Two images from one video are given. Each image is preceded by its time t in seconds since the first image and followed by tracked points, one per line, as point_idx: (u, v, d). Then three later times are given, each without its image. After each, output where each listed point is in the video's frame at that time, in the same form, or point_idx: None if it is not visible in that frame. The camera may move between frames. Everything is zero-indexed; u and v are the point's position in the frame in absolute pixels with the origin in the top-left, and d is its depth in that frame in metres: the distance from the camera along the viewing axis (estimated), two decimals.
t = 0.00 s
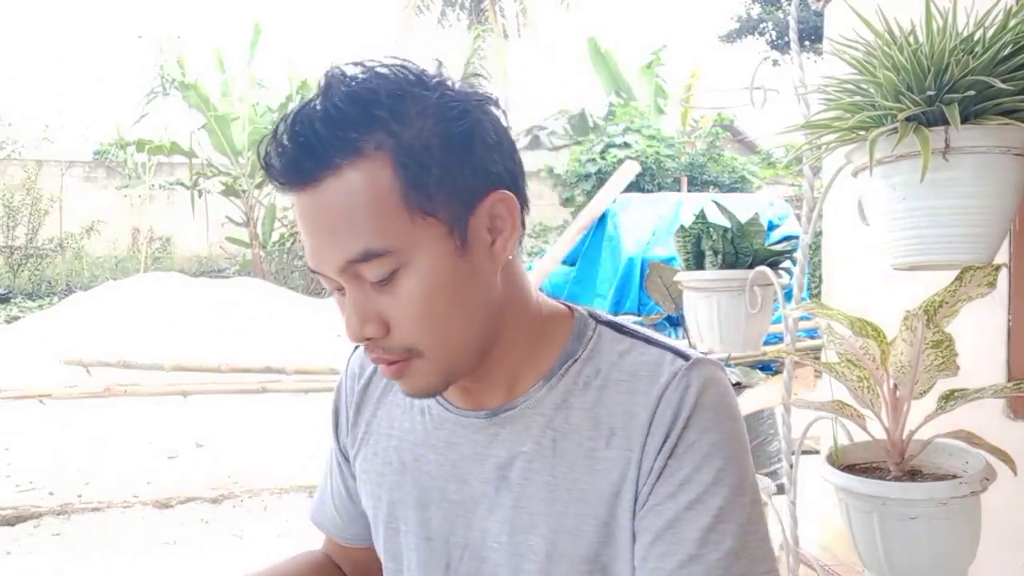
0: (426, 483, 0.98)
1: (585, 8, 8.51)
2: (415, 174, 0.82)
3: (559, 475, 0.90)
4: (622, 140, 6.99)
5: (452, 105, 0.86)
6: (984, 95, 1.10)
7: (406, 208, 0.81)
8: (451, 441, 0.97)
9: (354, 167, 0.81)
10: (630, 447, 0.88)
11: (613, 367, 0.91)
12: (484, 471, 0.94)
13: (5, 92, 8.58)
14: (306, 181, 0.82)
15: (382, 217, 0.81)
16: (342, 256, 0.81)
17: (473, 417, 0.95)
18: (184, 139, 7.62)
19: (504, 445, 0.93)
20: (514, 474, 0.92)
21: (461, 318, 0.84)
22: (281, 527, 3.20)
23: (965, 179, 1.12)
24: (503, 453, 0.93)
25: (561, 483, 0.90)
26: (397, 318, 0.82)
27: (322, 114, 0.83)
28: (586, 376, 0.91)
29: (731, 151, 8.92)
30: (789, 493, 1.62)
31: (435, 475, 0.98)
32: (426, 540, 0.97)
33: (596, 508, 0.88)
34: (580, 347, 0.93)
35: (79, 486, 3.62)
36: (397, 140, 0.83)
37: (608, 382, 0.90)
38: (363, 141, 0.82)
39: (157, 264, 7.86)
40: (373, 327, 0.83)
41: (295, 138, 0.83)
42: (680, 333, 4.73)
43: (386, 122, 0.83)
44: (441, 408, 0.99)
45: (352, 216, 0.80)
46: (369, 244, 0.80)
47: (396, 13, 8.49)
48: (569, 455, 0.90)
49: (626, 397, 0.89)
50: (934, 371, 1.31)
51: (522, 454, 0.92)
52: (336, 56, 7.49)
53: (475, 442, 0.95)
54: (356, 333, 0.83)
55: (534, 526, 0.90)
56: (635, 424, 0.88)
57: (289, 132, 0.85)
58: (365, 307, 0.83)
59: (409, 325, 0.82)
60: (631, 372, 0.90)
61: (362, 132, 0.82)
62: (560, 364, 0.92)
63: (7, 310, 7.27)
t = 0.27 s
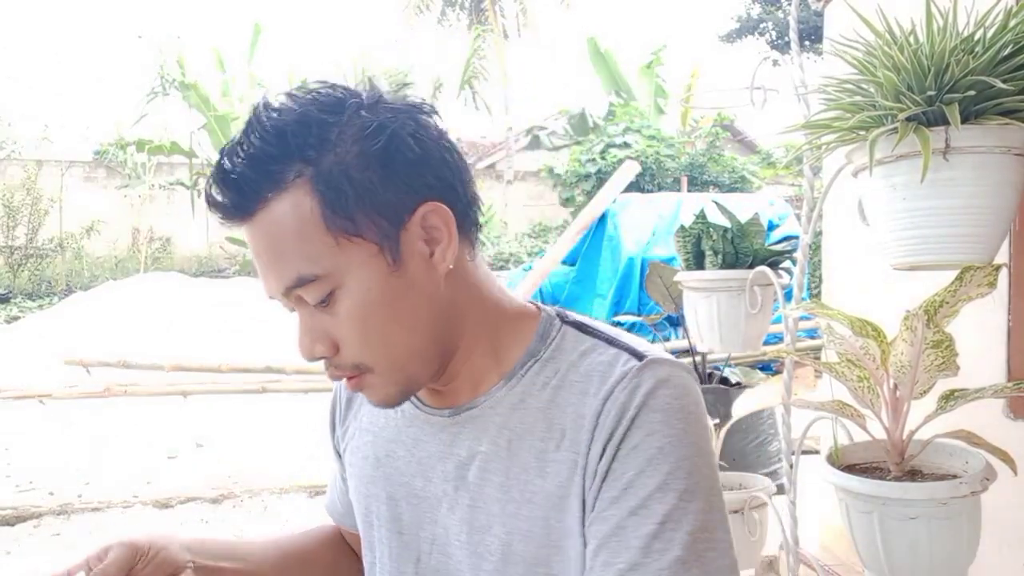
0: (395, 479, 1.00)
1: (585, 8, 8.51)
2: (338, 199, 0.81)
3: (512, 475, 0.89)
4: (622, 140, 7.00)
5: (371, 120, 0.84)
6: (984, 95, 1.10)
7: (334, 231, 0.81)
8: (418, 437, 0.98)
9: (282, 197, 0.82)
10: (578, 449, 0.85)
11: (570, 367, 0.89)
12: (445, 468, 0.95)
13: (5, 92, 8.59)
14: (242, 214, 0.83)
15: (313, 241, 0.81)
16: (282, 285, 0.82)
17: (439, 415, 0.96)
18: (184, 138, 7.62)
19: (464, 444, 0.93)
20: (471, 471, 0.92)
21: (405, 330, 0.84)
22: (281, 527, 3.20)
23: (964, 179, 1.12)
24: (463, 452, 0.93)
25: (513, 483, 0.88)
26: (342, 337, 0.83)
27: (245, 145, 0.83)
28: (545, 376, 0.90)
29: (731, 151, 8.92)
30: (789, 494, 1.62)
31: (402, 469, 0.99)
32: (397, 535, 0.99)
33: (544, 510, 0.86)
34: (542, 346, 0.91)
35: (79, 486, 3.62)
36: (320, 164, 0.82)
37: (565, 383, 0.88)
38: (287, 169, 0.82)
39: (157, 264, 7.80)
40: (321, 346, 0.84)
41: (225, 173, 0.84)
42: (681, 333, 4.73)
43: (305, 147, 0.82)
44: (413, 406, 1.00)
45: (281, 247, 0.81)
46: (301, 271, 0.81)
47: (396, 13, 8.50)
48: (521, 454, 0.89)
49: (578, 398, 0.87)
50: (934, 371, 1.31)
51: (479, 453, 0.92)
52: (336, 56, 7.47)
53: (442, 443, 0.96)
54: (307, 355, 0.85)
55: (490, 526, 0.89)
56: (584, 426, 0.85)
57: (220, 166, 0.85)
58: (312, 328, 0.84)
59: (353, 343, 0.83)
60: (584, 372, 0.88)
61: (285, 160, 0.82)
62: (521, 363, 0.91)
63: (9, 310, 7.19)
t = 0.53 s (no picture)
0: (373, 479, 0.98)
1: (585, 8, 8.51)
2: (288, 214, 0.81)
3: (488, 460, 0.88)
4: (622, 140, 7.00)
5: (315, 132, 0.84)
6: (983, 95, 1.10)
7: (288, 243, 0.81)
8: (392, 436, 0.96)
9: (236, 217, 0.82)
10: (557, 428, 0.84)
11: (540, 350, 0.88)
12: (421, 463, 0.93)
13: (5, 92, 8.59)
14: (202, 237, 0.84)
15: (270, 254, 0.81)
16: (245, 303, 0.83)
17: (410, 414, 0.94)
18: (184, 139, 7.63)
19: (440, 437, 0.91)
20: (448, 463, 0.90)
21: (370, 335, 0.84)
22: (280, 527, 3.19)
23: (964, 179, 1.12)
24: (439, 445, 0.91)
25: (491, 468, 0.87)
26: (309, 347, 0.83)
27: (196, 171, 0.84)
28: (516, 360, 0.89)
29: (731, 151, 8.91)
30: (789, 494, 1.62)
31: (378, 471, 0.98)
32: (381, 535, 0.98)
33: (524, 490, 0.85)
34: (511, 334, 0.90)
35: (79, 486, 3.63)
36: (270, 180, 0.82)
37: (535, 365, 0.87)
38: (239, 190, 0.82)
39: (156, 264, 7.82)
40: (290, 358, 0.83)
41: (181, 201, 0.85)
42: (681, 333, 4.73)
43: (253, 166, 0.82)
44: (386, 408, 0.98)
45: (240, 267, 0.82)
46: (260, 288, 0.81)
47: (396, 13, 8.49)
48: (495, 440, 0.88)
49: (551, 376, 0.86)
50: (934, 371, 1.31)
51: (455, 444, 0.90)
52: (336, 56, 7.45)
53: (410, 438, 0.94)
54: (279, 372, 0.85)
55: (471, 514, 0.88)
56: (558, 404, 0.84)
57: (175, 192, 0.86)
58: (279, 340, 0.83)
59: (320, 352, 0.83)
60: (554, 352, 0.87)
61: (236, 181, 0.82)
62: (492, 353, 0.90)
63: (8, 310, 7.21)
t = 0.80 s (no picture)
0: (362, 471, 0.96)
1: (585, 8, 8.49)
2: (287, 195, 0.81)
3: (466, 438, 0.85)
4: (623, 140, 7.01)
5: (307, 121, 0.84)
6: (984, 95, 1.10)
7: (286, 221, 0.80)
8: (378, 426, 0.95)
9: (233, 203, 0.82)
10: (528, 400, 0.82)
11: (512, 329, 0.87)
12: (407, 450, 0.91)
13: (4, 92, 8.58)
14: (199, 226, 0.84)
15: (268, 235, 0.81)
16: (244, 282, 0.82)
17: (396, 404, 0.93)
18: (184, 139, 7.64)
19: (425, 421, 0.89)
20: (431, 446, 0.88)
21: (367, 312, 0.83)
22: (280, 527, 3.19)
23: (964, 178, 1.12)
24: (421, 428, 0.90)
25: (468, 446, 0.85)
26: (307, 325, 0.81)
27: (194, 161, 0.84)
28: (490, 342, 0.87)
29: (731, 151, 8.90)
30: (789, 493, 1.62)
31: (367, 455, 0.95)
32: (372, 526, 0.95)
33: (498, 462, 0.83)
34: (487, 318, 0.89)
35: (79, 486, 3.63)
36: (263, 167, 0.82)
37: (508, 346, 0.86)
38: (238, 174, 0.82)
39: (156, 264, 7.81)
40: (289, 336, 0.82)
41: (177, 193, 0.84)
42: (681, 333, 4.73)
43: (245, 155, 0.82)
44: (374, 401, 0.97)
45: (241, 245, 0.81)
46: (260, 265, 0.80)
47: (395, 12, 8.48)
48: (472, 419, 0.86)
49: (522, 352, 0.84)
50: (934, 371, 1.31)
51: (436, 426, 0.88)
52: (336, 56, 7.45)
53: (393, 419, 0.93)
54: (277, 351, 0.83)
55: (453, 494, 0.86)
56: (527, 377, 0.83)
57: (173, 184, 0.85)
58: (277, 320, 0.82)
59: (319, 331, 0.81)
60: (526, 330, 0.86)
61: (234, 166, 0.82)
62: (471, 337, 0.89)
63: (8, 310, 7.19)
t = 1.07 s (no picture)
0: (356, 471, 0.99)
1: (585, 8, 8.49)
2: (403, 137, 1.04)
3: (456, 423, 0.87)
4: (623, 140, 7.01)
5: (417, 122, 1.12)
6: (984, 95, 1.10)
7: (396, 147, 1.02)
8: (373, 425, 0.98)
9: (357, 111, 1.02)
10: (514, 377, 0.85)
11: (498, 320, 0.92)
12: (398, 444, 0.93)
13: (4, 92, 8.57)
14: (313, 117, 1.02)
15: (384, 144, 1.00)
16: (349, 163, 0.98)
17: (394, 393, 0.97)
18: (184, 139, 7.63)
19: (416, 411, 0.92)
20: (422, 435, 0.91)
21: (434, 242, 0.98)
22: (279, 527, 3.19)
23: (964, 178, 1.12)
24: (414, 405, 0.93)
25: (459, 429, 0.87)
26: (387, 218, 0.96)
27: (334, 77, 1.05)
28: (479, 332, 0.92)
29: (731, 151, 8.90)
30: (788, 493, 1.62)
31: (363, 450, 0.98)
32: (368, 525, 0.97)
33: (489, 442, 0.84)
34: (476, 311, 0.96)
35: (79, 486, 3.63)
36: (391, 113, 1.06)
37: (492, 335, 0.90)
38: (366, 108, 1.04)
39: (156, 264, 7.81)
40: (364, 219, 0.95)
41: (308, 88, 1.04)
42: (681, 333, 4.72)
43: (381, 97, 1.06)
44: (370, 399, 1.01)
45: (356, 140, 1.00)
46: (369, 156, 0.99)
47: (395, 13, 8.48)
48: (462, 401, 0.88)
49: (508, 336, 0.88)
50: (934, 371, 1.30)
51: (426, 414, 0.91)
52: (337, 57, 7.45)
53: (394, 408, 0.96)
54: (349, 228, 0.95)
55: (444, 483, 0.87)
56: (514, 359, 0.86)
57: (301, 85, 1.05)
58: (359, 205, 0.97)
59: (395, 224, 0.95)
60: (512, 318, 0.90)
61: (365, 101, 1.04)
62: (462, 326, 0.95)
63: (8, 310, 7.17)
